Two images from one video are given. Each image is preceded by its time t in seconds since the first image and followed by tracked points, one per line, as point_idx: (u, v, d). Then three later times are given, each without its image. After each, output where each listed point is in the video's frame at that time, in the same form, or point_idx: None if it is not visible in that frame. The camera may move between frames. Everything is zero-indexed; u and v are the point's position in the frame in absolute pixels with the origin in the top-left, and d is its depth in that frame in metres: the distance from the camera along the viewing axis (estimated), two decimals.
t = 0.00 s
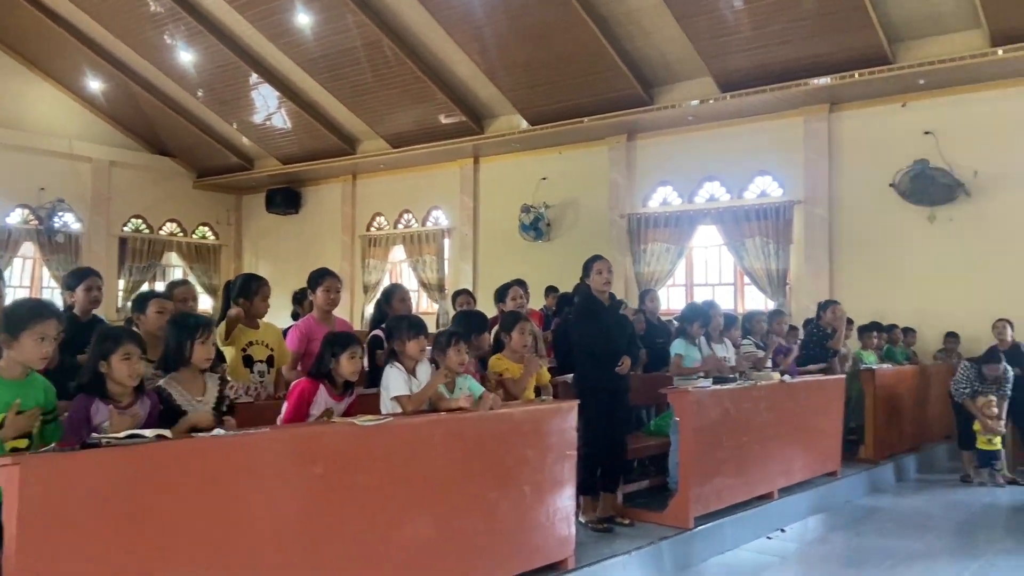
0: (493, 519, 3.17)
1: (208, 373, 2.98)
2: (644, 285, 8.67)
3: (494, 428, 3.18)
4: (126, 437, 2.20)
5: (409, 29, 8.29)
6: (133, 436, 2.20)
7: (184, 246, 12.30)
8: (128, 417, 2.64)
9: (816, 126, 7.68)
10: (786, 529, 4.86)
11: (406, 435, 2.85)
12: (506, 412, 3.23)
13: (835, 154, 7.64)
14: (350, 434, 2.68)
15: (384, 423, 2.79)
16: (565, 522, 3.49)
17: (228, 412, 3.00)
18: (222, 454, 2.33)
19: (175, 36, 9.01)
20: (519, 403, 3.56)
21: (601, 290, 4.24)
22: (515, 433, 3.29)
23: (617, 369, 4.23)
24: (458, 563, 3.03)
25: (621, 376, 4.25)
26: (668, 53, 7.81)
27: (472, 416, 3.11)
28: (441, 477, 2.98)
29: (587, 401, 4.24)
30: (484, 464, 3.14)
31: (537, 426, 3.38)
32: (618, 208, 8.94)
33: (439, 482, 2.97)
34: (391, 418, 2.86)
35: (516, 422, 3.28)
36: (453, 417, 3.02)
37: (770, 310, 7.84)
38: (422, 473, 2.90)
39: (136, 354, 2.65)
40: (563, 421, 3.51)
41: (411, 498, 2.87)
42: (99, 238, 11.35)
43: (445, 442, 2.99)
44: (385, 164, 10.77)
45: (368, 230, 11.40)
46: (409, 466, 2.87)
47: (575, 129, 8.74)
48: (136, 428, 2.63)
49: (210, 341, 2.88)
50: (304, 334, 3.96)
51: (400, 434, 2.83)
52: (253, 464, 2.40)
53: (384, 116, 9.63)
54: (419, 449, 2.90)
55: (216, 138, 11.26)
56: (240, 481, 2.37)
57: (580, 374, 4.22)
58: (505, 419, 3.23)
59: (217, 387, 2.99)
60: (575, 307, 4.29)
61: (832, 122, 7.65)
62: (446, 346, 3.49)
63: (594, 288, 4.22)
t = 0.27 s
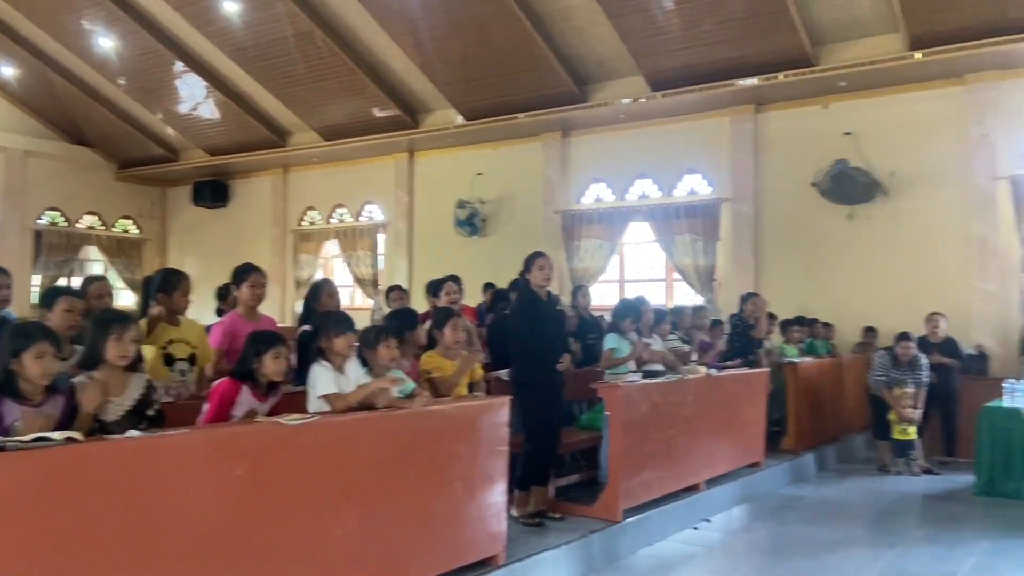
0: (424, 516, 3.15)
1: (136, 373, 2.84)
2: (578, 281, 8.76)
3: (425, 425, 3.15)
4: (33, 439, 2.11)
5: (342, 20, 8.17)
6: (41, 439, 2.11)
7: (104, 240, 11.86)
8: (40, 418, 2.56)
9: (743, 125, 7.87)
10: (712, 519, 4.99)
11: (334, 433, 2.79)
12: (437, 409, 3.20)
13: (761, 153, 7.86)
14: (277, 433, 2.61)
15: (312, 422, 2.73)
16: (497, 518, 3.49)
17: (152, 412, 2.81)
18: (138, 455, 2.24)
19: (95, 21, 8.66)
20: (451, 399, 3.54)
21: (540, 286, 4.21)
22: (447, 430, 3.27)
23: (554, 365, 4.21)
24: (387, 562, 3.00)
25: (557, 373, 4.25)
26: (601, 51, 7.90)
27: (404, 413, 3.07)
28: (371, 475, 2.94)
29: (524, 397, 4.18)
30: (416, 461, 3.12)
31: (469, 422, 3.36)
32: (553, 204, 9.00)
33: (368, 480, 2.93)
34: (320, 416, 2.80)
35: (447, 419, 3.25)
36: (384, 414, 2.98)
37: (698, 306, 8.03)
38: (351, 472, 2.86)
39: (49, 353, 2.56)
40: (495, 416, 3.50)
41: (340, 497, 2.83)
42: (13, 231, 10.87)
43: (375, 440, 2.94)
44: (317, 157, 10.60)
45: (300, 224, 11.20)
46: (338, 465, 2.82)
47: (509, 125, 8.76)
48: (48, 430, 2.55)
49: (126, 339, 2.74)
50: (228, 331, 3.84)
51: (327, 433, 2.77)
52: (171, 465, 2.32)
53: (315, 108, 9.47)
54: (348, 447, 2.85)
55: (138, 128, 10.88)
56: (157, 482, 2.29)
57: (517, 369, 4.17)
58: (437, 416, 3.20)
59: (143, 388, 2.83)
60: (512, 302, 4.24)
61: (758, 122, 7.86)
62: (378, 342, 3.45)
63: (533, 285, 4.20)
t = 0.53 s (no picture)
0: (347, 515, 3.09)
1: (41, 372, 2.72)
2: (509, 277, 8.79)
3: (350, 423, 3.10)
4: None
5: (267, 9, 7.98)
6: None
7: (11, 233, 11.27)
8: None
9: (668, 125, 8.04)
10: (637, 511, 5.08)
11: (256, 433, 2.71)
12: (361, 406, 3.15)
13: (686, 152, 8.04)
14: (193, 433, 2.52)
15: (232, 421, 2.64)
16: (423, 516, 3.46)
17: (53, 414, 2.68)
18: (45, 455, 2.14)
19: None
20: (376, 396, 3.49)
21: (471, 282, 4.17)
22: (372, 428, 3.22)
23: (483, 361, 4.19)
24: (310, 563, 2.93)
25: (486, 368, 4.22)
26: (531, 48, 7.94)
27: (328, 411, 3.01)
28: (292, 475, 2.87)
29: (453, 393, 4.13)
30: (339, 460, 3.06)
31: (395, 420, 3.32)
32: (483, 200, 9.00)
33: (291, 480, 2.86)
34: (240, 415, 2.71)
35: (372, 416, 3.21)
36: (307, 412, 2.91)
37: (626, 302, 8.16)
38: (272, 472, 2.79)
39: None
40: (422, 413, 3.48)
41: (260, 498, 2.75)
42: None
43: (298, 439, 2.87)
44: (241, 149, 10.33)
45: (223, 218, 10.89)
46: (258, 465, 2.74)
47: (439, 120, 8.72)
48: None
49: (31, 335, 2.61)
50: (141, 328, 3.70)
51: (248, 432, 2.69)
52: (81, 466, 2.22)
53: (238, 98, 9.22)
54: (270, 446, 2.78)
55: (49, 117, 10.39)
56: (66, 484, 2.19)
57: (447, 366, 4.15)
58: (362, 414, 3.15)
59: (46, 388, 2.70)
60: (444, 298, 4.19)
61: (683, 121, 8.04)
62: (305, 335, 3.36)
63: (463, 280, 4.15)
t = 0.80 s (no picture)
0: (277, 517, 3.01)
1: None
2: (446, 273, 8.74)
3: (280, 422, 3.01)
4: None
5: None
6: None
7: None
8: None
9: (605, 123, 8.12)
10: (573, 506, 5.11)
11: (180, 433, 2.61)
12: (292, 405, 3.07)
13: (622, 151, 8.13)
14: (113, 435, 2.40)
15: (155, 421, 2.53)
16: (356, 516, 3.40)
17: None
18: None
19: None
20: (307, 394, 3.40)
21: (405, 278, 4.11)
22: (303, 426, 3.13)
23: (419, 358, 4.13)
24: (238, 567, 2.84)
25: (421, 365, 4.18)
26: (469, 44, 7.91)
27: (257, 410, 2.91)
28: (220, 476, 2.77)
29: (386, 391, 4.08)
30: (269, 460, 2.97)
31: (326, 418, 3.24)
32: (420, 196, 8.93)
33: (217, 482, 2.77)
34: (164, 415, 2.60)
35: (303, 414, 3.13)
36: (235, 411, 2.81)
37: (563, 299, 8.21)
38: (198, 474, 2.68)
39: None
40: (354, 411, 3.41)
41: (185, 500, 2.64)
42: None
43: (225, 440, 2.78)
44: (169, 141, 10.00)
45: (149, 212, 10.52)
46: (183, 467, 2.63)
47: (375, 115, 8.61)
48: None
49: None
50: (59, 325, 3.52)
51: (173, 432, 2.58)
52: None
53: (166, 89, 8.93)
54: (196, 447, 2.68)
55: None
56: None
57: (378, 362, 4.07)
58: (292, 412, 3.06)
59: None
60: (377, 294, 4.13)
61: (619, 120, 8.13)
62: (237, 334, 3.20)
63: (400, 275, 4.08)
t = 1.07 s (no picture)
0: (218, 520, 2.92)
1: None
2: (394, 271, 8.66)
3: (221, 422, 2.93)
4: None
5: None
6: None
7: None
8: None
9: (554, 122, 8.16)
10: (520, 504, 5.10)
11: (114, 436, 2.51)
12: (233, 406, 2.98)
13: (570, 150, 8.18)
14: (40, 437, 2.30)
15: (87, 423, 2.43)
16: (299, 518, 3.32)
17: None
18: None
19: None
20: (249, 394, 3.32)
21: (353, 276, 4.07)
22: (244, 427, 3.05)
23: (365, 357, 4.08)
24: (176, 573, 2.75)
25: (367, 363, 4.11)
26: (417, 40, 7.85)
27: (196, 411, 2.82)
28: (156, 479, 2.67)
29: (331, 390, 4.00)
30: (209, 462, 2.88)
31: (269, 418, 3.17)
32: (368, 193, 8.83)
33: (154, 484, 2.67)
34: (97, 416, 2.50)
35: (245, 415, 3.04)
36: (173, 412, 2.72)
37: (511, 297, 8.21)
38: (133, 476, 2.59)
39: None
40: (298, 412, 3.34)
41: (120, 504, 2.55)
42: None
43: (162, 442, 2.68)
44: (106, 135, 9.69)
45: (84, 208, 10.18)
46: (117, 470, 2.54)
47: (322, 111, 8.48)
48: None
49: None
50: None
51: (106, 435, 2.48)
52: None
53: (103, 81, 8.64)
54: (131, 450, 2.57)
55: None
56: None
57: (322, 358, 3.98)
58: (233, 413, 2.98)
59: None
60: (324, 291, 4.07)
61: (568, 119, 8.17)
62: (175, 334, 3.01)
63: (347, 273, 4.05)
